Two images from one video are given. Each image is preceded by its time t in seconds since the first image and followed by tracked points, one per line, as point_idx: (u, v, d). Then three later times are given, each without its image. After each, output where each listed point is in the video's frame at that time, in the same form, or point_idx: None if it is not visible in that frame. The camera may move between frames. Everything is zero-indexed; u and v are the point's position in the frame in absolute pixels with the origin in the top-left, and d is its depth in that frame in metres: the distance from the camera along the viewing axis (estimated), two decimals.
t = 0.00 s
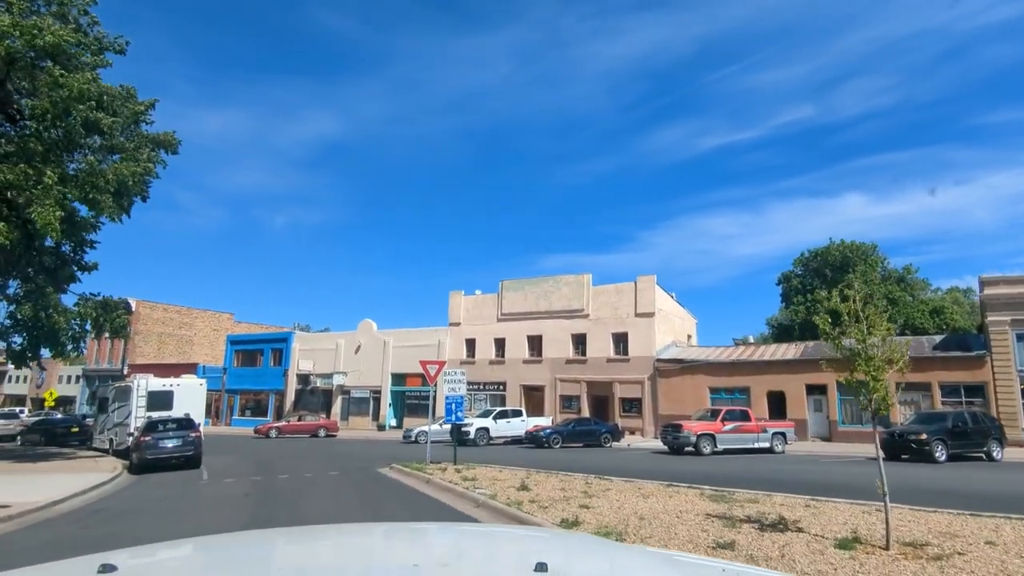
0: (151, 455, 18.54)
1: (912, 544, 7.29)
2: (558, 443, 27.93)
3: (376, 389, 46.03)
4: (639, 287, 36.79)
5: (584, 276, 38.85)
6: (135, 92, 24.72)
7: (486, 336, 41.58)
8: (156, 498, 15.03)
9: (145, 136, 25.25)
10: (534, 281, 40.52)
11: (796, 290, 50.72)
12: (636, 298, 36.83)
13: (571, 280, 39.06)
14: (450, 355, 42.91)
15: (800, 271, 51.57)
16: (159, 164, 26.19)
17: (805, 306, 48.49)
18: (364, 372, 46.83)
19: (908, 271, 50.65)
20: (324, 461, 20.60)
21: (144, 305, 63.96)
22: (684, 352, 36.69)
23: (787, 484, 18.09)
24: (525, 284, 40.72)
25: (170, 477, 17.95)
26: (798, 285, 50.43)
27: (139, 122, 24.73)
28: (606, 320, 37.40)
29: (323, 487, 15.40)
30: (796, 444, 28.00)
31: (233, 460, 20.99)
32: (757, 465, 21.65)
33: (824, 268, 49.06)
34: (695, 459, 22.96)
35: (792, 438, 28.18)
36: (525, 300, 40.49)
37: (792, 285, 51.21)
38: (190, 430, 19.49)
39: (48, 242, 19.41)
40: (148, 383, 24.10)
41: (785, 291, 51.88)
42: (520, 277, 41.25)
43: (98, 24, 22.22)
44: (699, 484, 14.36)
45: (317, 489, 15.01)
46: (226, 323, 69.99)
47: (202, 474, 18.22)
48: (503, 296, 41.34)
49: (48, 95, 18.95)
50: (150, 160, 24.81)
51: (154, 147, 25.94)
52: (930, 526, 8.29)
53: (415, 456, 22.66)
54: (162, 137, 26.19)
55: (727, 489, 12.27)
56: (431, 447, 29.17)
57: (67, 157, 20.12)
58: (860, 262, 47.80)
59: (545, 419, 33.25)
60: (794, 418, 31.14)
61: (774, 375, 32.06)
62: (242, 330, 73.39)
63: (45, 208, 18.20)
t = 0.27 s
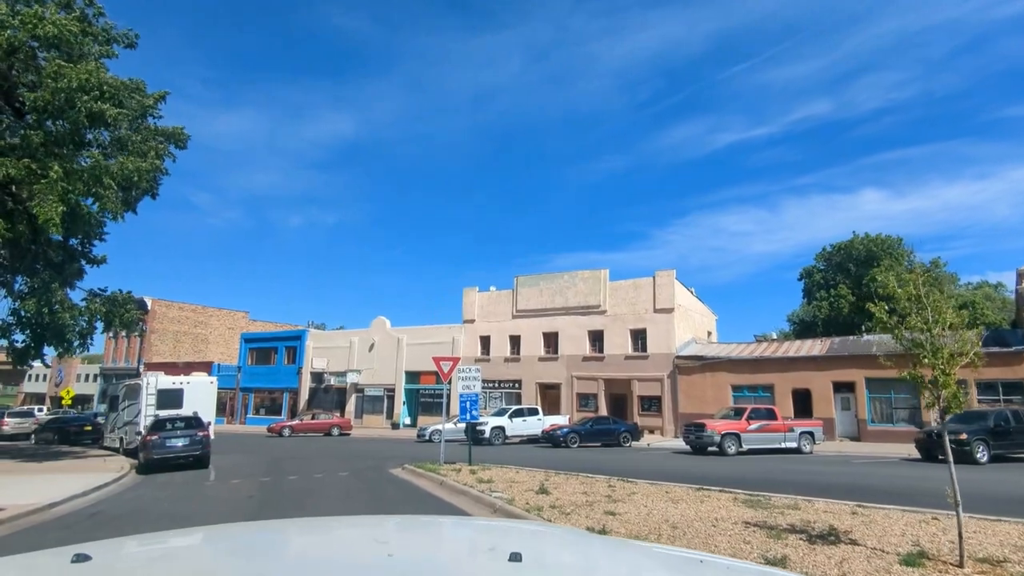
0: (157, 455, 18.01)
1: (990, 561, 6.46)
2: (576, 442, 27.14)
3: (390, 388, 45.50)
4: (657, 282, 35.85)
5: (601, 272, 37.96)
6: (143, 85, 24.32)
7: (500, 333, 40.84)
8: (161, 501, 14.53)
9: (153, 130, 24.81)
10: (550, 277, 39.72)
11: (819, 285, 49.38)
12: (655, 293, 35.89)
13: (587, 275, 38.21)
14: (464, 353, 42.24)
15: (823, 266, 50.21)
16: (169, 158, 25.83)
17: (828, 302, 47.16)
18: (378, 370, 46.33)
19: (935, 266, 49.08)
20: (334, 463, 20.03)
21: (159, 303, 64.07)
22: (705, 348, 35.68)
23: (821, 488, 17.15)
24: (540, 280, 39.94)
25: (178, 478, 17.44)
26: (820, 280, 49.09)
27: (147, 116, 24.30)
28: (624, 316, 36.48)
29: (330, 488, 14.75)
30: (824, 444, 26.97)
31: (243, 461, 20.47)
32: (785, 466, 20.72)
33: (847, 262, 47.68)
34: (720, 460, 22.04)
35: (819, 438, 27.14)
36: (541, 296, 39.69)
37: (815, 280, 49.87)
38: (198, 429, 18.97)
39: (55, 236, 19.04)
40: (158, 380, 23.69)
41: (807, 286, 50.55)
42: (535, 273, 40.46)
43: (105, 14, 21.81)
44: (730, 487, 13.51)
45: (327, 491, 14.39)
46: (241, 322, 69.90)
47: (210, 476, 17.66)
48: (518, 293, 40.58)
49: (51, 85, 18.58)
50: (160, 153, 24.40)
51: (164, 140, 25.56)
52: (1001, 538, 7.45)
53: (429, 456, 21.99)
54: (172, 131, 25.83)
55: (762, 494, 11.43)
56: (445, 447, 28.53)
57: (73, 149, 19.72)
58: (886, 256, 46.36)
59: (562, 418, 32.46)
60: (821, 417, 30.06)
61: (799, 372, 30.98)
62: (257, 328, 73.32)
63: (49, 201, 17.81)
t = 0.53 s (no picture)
0: (165, 455, 17.49)
1: None
2: (595, 441, 26.36)
3: (404, 385, 44.97)
4: (677, 277, 34.88)
5: (619, 266, 37.07)
6: (152, 77, 23.87)
7: (516, 330, 40.09)
8: (168, 504, 14.01)
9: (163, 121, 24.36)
10: (566, 272, 38.89)
11: (843, 279, 48.01)
12: (675, 288, 34.94)
13: (605, 270, 37.33)
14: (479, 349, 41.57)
15: (847, 260, 48.82)
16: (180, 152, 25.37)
17: (852, 296, 45.81)
18: (393, 367, 45.81)
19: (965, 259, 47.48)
20: (348, 464, 19.44)
21: (174, 301, 64.09)
22: (726, 344, 34.69)
23: (858, 491, 16.24)
24: (556, 275, 39.13)
25: (187, 479, 16.94)
26: (844, 274, 47.73)
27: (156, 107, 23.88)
28: (643, 311, 35.56)
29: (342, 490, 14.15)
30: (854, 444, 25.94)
31: (254, 460, 19.96)
32: (817, 467, 19.78)
33: (873, 255, 46.27)
34: (747, 460, 21.14)
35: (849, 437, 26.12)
36: (557, 292, 38.89)
37: (838, 274, 48.51)
38: (207, 427, 18.43)
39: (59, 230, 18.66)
40: (168, 378, 23.27)
41: (831, 281, 49.20)
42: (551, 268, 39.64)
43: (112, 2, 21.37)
44: (765, 491, 12.68)
45: (339, 493, 13.77)
46: (256, 320, 69.83)
47: (220, 476, 17.15)
48: (534, 288, 39.80)
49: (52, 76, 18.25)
50: (169, 146, 23.94)
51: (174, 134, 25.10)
52: None
53: (445, 455, 21.33)
54: (183, 124, 25.37)
55: (805, 499, 10.62)
56: (461, 446, 27.86)
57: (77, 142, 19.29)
58: (913, 248, 44.89)
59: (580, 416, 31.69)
60: (850, 415, 29.00)
61: (826, 368, 29.92)
62: (272, 326, 73.22)
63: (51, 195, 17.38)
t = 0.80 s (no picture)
0: (172, 452, 16.97)
1: None
2: (615, 438, 25.57)
3: (419, 381, 44.42)
4: (698, 269, 33.88)
5: (637, 259, 36.13)
6: (161, 68, 23.38)
7: (531, 325, 39.32)
8: (174, 504, 13.47)
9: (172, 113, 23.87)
10: (582, 265, 38.05)
11: (868, 272, 46.61)
12: (695, 281, 33.95)
13: (622, 263, 36.43)
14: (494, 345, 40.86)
15: (871, 252, 47.40)
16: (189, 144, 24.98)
17: (878, 289, 44.45)
18: (407, 363, 45.29)
19: (995, 250, 45.88)
20: (361, 463, 18.81)
21: (190, 298, 64.17)
22: (749, 339, 33.66)
23: (899, 492, 15.30)
24: (572, 269, 38.29)
25: (195, 478, 16.41)
26: (869, 267, 46.33)
27: (163, 99, 23.37)
28: (662, 306, 34.64)
29: (355, 489, 13.54)
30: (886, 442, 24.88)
31: (265, 459, 19.42)
32: (851, 468, 18.80)
33: (898, 247, 44.86)
34: (775, 459, 20.22)
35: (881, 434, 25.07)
36: (573, 286, 38.04)
37: (862, 267, 47.13)
38: (215, 424, 17.91)
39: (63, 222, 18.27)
40: (178, 373, 22.87)
41: (855, 274, 47.81)
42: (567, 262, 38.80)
43: None
44: (803, 493, 11.81)
45: (350, 493, 13.13)
46: (270, 316, 69.75)
47: (229, 475, 16.62)
48: (549, 283, 39.00)
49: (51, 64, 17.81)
50: (177, 138, 23.52)
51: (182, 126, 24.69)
52: None
53: (460, 453, 20.66)
54: (191, 115, 24.96)
55: (852, 502, 9.77)
56: (477, 443, 27.18)
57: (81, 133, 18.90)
58: (941, 240, 43.41)
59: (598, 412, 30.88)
60: (880, 411, 27.90)
61: (855, 363, 28.83)
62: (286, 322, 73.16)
63: (54, 186, 16.99)
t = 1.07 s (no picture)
0: (172, 453, 16.30)
1: None
2: (630, 438, 24.75)
3: (428, 379, 43.75)
4: (713, 264, 32.97)
5: (651, 254, 35.23)
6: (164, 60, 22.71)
7: (542, 322, 38.51)
8: (171, 509, 12.81)
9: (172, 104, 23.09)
10: (594, 261, 37.21)
11: (887, 267, 45.47)
12: (711, 276, 33.03)
13: (635, 259, 35.55)
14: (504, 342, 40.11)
15: (890, 246, 46.24)
16: (191, 136, 24.34)
17: (897, 285, 43.31)
18: (415, 361, 44.62)
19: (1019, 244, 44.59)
20: (368, 464, 18.10)
21: (198, 296, 63.91)
22: (767, 335, 32.69)
23: (938, 497, 14.39)
24: (584, 264, 37.46)
25: (196, 480, 15.76)
26: (888, 262, 45.19)
27: (163, 90, 22.68)
28: (677, 301, 33.76)
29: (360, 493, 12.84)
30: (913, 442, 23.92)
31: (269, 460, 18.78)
32: (882, 469, 17.91)
33: (919, 241, 43.69)
34: (801, 461, 19.31)
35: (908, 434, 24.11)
36: (585, 281, 37.20)
37: (881, 262, 45.99)
38: (216, 423, 17.26)
39: (59, 214, 17.74)
40: (181, 371, 22.28)
41: (873, 269, 46.68)
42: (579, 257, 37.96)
43: None
44: (842, 499, 10.97)
45: (355, 497, 12.42)
46: (278, 314, 69.35)
47: (231, 477, 15.95)
48: (560, 279, 38.19)
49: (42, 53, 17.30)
50: (178, 130, 22.91)
51: (184, 118, 24.08)
52: None
53: (471, 454, 19.93)
54: (193, 107, 24.33)
55: (901, 510, 8.94)
56: (487, 443, 26.41)
57: (78, 122, 18.31)
58: (963, 233, 42.22)
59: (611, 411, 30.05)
60: (905, 410, 26.91)
61: (878, 360, 27.84)
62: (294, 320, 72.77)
63: (50, 174, 16.30)
